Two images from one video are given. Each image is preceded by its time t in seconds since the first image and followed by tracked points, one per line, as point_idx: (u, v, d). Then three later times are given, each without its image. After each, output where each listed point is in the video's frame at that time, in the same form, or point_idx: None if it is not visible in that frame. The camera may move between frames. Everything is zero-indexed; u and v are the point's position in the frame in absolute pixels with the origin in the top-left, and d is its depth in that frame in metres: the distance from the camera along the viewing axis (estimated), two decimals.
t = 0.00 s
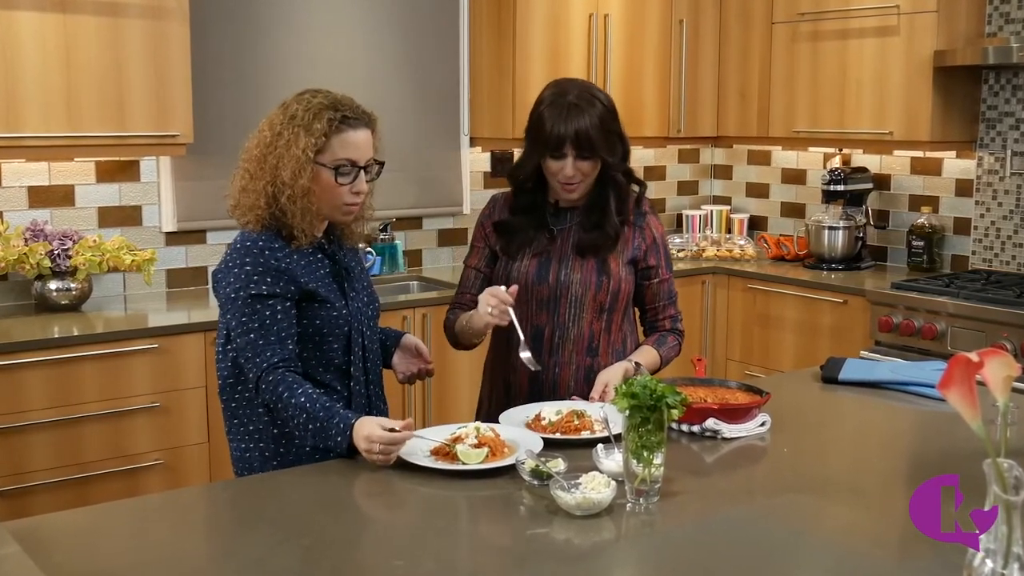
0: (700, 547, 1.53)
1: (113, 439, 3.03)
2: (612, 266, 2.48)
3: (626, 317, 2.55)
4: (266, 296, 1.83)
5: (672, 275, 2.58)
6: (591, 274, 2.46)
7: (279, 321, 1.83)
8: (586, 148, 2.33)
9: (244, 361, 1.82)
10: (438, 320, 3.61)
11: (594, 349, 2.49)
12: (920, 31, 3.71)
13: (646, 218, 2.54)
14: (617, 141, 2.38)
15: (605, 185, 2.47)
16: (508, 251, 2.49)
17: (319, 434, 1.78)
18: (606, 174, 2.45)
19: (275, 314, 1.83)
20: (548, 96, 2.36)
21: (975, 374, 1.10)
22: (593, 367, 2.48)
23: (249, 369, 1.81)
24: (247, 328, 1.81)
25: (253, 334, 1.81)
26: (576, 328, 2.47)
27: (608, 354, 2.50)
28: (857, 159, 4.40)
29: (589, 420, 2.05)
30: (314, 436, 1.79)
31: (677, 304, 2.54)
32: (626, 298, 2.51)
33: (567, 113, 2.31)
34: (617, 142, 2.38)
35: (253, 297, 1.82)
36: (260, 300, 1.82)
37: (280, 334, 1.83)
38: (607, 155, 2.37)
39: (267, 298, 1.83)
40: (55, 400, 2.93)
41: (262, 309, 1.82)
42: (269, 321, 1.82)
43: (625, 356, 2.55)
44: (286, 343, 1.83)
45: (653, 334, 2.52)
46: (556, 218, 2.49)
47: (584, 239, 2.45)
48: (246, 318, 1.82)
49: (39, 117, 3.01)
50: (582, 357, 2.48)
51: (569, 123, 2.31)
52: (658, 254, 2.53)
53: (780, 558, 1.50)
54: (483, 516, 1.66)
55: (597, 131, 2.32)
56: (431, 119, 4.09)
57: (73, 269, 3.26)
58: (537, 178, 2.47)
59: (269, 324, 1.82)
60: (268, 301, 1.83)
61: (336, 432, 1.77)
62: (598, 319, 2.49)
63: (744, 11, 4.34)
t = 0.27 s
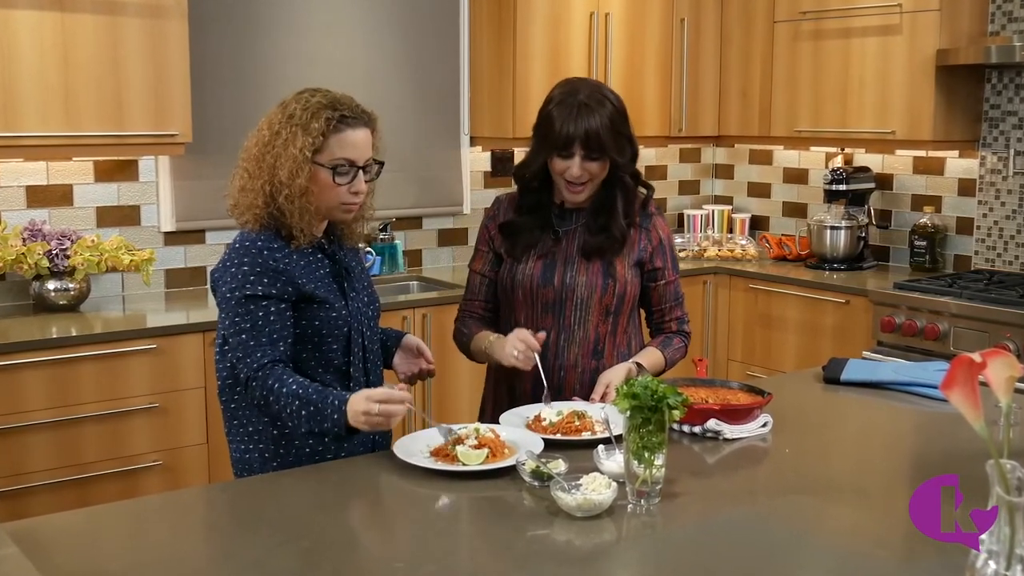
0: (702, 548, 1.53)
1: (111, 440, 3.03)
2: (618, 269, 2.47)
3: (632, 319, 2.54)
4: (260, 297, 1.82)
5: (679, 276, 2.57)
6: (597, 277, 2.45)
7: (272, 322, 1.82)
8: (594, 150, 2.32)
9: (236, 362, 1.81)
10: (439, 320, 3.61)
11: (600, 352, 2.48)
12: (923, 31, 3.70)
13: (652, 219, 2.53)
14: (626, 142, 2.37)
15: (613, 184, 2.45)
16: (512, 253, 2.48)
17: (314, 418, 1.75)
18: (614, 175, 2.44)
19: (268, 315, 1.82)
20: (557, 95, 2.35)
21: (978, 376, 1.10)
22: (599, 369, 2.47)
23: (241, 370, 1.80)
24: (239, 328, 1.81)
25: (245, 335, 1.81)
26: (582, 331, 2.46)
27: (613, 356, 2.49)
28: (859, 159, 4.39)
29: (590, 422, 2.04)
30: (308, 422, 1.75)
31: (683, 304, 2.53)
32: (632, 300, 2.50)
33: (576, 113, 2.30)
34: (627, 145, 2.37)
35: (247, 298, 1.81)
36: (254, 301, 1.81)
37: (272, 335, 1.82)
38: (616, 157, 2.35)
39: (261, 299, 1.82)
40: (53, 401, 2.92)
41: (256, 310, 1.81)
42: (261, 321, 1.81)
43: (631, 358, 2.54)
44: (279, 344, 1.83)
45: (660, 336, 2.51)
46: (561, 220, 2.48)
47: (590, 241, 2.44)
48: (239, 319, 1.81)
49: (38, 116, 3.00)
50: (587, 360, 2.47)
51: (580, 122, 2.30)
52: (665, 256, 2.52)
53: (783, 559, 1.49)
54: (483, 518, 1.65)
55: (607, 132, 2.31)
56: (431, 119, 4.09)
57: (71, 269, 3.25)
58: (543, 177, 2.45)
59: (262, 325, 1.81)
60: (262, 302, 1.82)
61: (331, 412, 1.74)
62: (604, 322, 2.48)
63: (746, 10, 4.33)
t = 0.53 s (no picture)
0: (704, 549, 1.52)
1: (110, 441, 3.02)
2: (623, 272, 2.46)
3: (636, 322, 2.53)
4: (262, 297, 1.81)
5: (683, 277, 2.56)
6: (601, 280, 2.44)
7: (273, 323, 1.82)
8: (600, 155, 2.31)
9: (239, 361, 1.80)
10: (440, 320, 3.60)
11: (604, 356, 2.47)
12: (925, 30, 3.70)
13: (657, 222, 2.52)
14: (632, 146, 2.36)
15: (618, 190, 2.45)
16: (515, 255, 2.47)
17: (323, 417, 1.74)
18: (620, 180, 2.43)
19: (270, 315, 1.81)
20: (563, 97, 2.34)
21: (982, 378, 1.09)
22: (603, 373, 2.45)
23: (245, 369, 1.79)
24: (242, 328, 1.80)
25: (248, 335, 1.80)
26: (586, 335, 2.45)
27: (617, 360, 2.48)
28: (862, 158, 4.38)
29: (590, 423, 2.03)
30: (317, 421, 1.75)
31: (688, 306, 2.52)
32: (637, 304, 2.49)
33: (583, 118, 2.29)
34: (633, 149, 2.36)
35: (249, 298, 1.80)
36: (256, 301, 1.81)
37: (275, 335, 1.81)
38: (622, 161, 2.34)
39: (263, 299, 1.81)
40: (52, 402, 2.91)
41: (257, 311, 1.80)
42: (263, 322, 1.81)
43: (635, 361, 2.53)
44: (282, 344, 1.82)
45: (664, 338, 2.51)
46: (565, 221, 2.47)
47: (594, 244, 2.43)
48: (242, 319, 1.80)
49: (36, 115, 3.00)
50: (591, 364, 2.46)
51: (586, 127, 2.29)
52: (669, 259, 2.51)
53: (786, 560, 1.49)
54: (483, 519, 1.64)
55: (613, 136, 2.30)
56: (431, 118, 4.08)
57: (69, 269, 3.24)
58: (547, 182, 2.46)
59: (264, 325, 1.80)
60: (264, 302, 1.81)
61: (342, 410, 1.74)
62: (608, 326, 2.47)
63: (747, 9, 4.32)
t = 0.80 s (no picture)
0: (706, 551, 1.51)
1: (109, 442, 3.01)
2: (622, 271, 2.46)
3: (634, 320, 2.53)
4: (261, 297, 1.80)
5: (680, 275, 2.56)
6: (601, 279, 2.43)
7: (273, 324, 1.81)
8: (595, 148, 2.30)
9: (236, 361, 1.79)
10: (440, 320, 3.59)
11: (603, 355, 2.46)
12: (927, 29, 3.69)
13: (655, 219, 2.52)
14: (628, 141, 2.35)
15: (615, 189, 2.44)
16: (512, 254, 2.46)
17: (315, 418, 1.74)
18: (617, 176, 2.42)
19: (269, 316, 1.80)
20: (560, 92, 2.34)
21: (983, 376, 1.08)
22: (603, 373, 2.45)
23: (242, 370, 1.78)
24: (239, 329, 1.79)
25: (245, 335, 1.79)
26: (586, 335, 2.45)
27: (617, 359, 2.48)
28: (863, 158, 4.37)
29: (591, 424, 2.02)
30: (310, 423, 1.75)
31: (684, 304, 2.53)
32: (635, 302, 2.49)
33: (576, 110, 2.29)
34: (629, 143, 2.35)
35: (248, 298, 1.79)
36: (255, 301, 1.80)
37: (273, 336, 1.80)
38: (618, 155, 2.33)
39: (262, 300, 1.80)
40: (51, 402, 2.90)
41: (256, 311, 1.79)
42: (262, 322, 1.80)
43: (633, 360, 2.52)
44: (280, 345, 1.81)
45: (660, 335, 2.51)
46: (562, 220, 2.46)
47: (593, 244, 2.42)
48: (239, 319, 1.79)
49: (34, 115, 2.99)
50: (591, 364, 2.46)
51: (581, 122, 2.28)
52: (667, 256, 2.50)
53: (788, 562, 1.48)
54: (483, 520, 1.63)
55: (608, 129, 2.29)
56: (432, 118, 4.07)
57: (67, 269, 3.23)
58: (543, 180, 2.44)
59: (263, 326, 1.79)
60: (263, 303, 1.80)
61: (334, 411, 1.73)
62: (607, 325, 2.46)
63: (748, 8, 4.31)
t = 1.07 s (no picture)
0: (708, 553, 1.50)
1: (107, 443, 3.00)
2: (616, 262, 2.47)
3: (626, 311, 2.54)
4: (259, 298, 1.79)
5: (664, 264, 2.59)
6: (598, 272, 2.43)
7: (270, 325, 1.80)
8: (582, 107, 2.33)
9: (234, 364, 1.78)
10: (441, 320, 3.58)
11: (602, 348, 2.46)
12: (929, 28, 3.68)
13: (640, 209, 2.54)
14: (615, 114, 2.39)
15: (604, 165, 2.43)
16: (505, 252, 2.43)
17: (320, 421, 1.73)
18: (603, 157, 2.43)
19: (268, 317, 1.80)
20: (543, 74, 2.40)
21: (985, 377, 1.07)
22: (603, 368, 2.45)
23: (240, 373, 1.77)
24: (238, 330, 1.78)
25: (244, 337, 1.78)
26: (584, 329, 2.44)
27: (614, 353, 2.48)
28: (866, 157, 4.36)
29: (592, 426, 2.01)
30: (313, 426, 1.74)
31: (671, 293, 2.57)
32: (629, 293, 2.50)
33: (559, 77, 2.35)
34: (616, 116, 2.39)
35: (246, 298, 1.78)
36: (253, 301, 1.79)
37: (272, 338, 1.79)
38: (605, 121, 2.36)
39: (259, 300, 1.79)
40: (50, 403, 2.90)
41: (255, 312, 1.78)
42: (260, 323, 1.79)
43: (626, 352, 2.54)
44: (279, 348, 1.80)
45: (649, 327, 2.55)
46: (550, 213, 2.45)
47: (586, 236, 2.42)
48: (238, 320, 1.78)
49: (32, 114, 2.98)
50: (590, 358, 2.45)
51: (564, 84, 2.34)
52: (653, 244, 2.54)
53: (791, 564, 1.47)
54: (483, 522, 1.62)
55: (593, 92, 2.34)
56: (432, 117, 4.07)
57: (65, 269, 3.23)
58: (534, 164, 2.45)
59: (261, 326, 1.78)
60: (261, 303, 1.79)
61: (339, 413, 1.73)
62: (604, 318, 2.46)
63: (750, 7, 4.30)
